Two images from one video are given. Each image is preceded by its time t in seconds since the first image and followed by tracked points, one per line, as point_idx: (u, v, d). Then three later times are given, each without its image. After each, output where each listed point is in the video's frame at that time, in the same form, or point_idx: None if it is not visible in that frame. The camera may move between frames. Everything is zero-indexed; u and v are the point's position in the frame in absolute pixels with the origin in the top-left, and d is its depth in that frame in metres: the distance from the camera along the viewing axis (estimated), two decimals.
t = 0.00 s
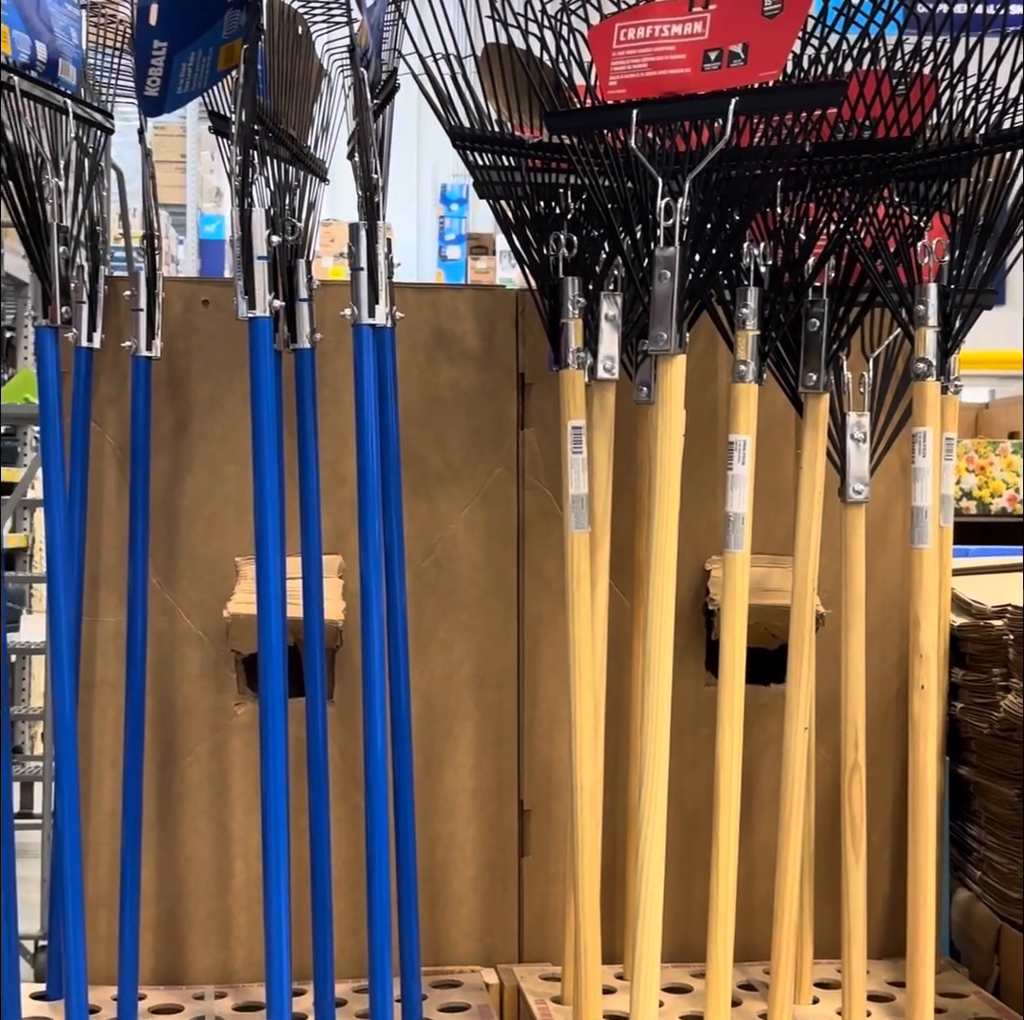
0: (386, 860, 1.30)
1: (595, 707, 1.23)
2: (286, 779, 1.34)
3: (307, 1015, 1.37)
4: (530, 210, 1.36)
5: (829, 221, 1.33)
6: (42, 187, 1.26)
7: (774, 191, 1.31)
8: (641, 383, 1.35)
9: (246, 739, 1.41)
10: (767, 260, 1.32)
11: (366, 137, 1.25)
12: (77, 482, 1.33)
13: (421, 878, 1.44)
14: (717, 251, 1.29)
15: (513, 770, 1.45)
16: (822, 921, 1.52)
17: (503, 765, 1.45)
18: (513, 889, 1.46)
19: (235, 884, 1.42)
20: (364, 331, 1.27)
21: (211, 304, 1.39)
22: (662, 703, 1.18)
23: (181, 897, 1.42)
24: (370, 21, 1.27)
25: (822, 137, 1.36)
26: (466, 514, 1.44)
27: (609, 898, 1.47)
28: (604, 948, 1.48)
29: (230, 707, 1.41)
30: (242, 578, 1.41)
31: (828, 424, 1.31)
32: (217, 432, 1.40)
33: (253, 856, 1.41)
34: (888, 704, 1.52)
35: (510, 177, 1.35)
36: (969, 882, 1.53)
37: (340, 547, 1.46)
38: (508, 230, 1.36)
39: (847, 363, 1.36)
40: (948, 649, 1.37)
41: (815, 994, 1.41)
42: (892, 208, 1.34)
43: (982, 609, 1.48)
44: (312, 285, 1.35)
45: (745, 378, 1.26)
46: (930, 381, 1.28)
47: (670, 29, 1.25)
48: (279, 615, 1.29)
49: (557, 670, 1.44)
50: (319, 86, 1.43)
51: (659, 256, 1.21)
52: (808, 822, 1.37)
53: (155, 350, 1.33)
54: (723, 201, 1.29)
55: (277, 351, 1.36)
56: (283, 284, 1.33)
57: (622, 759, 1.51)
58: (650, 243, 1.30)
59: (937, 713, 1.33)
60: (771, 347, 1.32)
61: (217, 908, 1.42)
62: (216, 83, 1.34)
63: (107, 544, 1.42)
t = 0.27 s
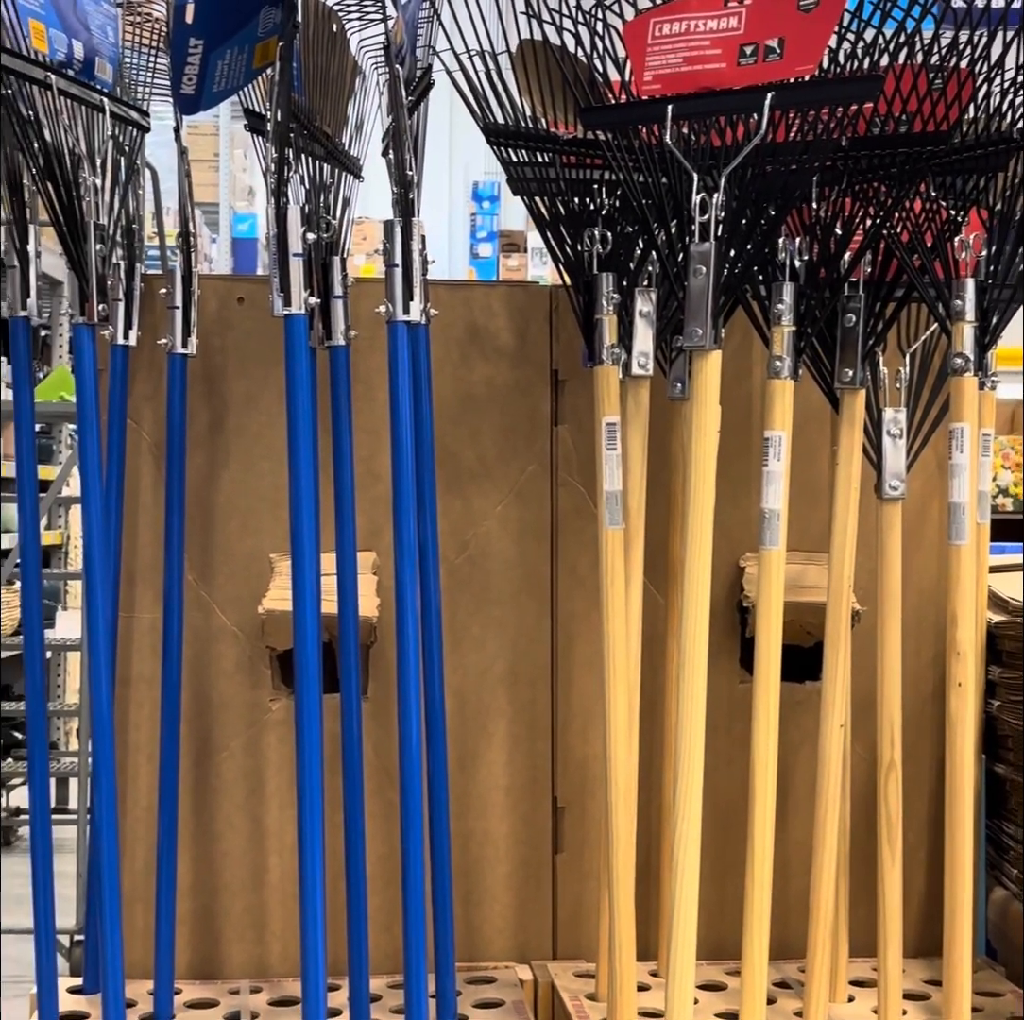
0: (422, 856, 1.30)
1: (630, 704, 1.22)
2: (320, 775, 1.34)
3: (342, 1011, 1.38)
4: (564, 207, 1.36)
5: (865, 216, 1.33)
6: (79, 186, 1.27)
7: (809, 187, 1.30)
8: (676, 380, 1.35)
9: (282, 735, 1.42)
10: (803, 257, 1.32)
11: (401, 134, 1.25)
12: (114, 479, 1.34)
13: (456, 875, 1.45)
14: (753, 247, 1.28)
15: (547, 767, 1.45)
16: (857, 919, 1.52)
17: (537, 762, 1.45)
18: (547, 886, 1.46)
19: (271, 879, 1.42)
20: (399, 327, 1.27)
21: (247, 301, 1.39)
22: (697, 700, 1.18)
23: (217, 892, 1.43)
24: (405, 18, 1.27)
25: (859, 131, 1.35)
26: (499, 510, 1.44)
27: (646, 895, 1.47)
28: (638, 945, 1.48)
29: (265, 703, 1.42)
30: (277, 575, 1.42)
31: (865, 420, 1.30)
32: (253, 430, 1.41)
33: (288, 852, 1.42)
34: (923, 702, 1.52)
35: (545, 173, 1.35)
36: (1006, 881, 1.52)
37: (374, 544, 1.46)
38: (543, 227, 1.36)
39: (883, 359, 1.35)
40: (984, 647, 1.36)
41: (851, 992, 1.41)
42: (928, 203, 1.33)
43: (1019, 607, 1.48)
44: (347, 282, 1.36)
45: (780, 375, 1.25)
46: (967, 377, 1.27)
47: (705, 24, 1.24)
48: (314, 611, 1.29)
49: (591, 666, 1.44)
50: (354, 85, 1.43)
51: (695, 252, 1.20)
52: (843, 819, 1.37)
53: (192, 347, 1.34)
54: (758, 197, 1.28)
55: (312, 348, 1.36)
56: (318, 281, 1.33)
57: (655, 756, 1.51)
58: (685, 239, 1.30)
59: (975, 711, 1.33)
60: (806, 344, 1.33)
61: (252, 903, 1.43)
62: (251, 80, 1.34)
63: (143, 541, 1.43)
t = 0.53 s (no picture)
0: (458, 850, 1.30)
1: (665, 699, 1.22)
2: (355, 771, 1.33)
3: (379, 1004, 1.38)
4: (600, 201, 1.36)
5: (903, 209, 1.32)
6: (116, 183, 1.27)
7: (847, 179, 1.29)
8: (711, 374, 1.35)
9: (318, 729, 1.42)
10: (841, 250, 1.32)
11: (437, 128, 1.25)
12: (151, 473, 1.35)
13: (492, 869, 1.45)
14: (790, 240, 1.28)
15: (582, 762, 1.45)
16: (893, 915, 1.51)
17: (572, 757, 1.45)
18: (582, 881, 1.46)
19: (307, 873, 1.43)
20: (435, 322, 1.27)
21: (283, 297, 1.40)
22: (734, 695, 1.18)
23: (253, 886, 1.43)
24: (440, 13, 1.27)
25: (897, 124, 1.35)
26: (534, 505, 1.44)
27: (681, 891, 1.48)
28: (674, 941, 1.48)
29: (301, 697, 1.42)
30: (313, 570, 1.42)
31: (902, 414, 1.29)
32: (288, 425, 1.41)
33: (324, 845, 1.42)
34: (961, 698, 1.51)
35: (581, 167, 1.35)
36: None
37: (409, 539, 1.47)
38: (580, 222, 1.36)
39: (921, 352, 1.34)
40: None
41: (888, 988, 1.40)
42: (968, 195, 1.32)
43: None
44: (381, 277, 1.35)
45: (817, 368, 1.24)
46: (1007, 370, 1.26)
47: (742, 17, 1.22)
48: (350, 606, 1.29)
49: (626, 662, 1.44)
50: (389, 81, 1.43)
51: (732, 244, 1.19)
52: (880, 815, 1.36)
53: (228, 342, 1.34)
54: (796, 190, 1.27)
55: (347, 344, 1.36)
56: (353, 276, 1.33)
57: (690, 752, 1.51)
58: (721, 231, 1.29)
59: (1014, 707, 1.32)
60: (843, 338, 1.32)
61: (289, 897, 1.43)
62: (286, 76, 1.34)
63: (180, 536, 1.44)
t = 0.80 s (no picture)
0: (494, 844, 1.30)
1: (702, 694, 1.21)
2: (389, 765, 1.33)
3: (415, 997, 1.39)
4: (636, 194, 1.35)
5: (941, 200, 1.31)
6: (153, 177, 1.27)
7: (885, 170, 1.28)
8: (747, 367, 1.35)
9: (353, 722, 1.43)
10: (879, 241, 1.30)
11: (471, 122, 1.24)
12: (187, 467, 1.35)
13: (527, 862, 1.45)
14: (828, 233, 1.27)
15: (616, 756, 1.46)
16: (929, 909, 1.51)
17: (606, 751, 1.45)
18: (617, 875, 1.46)
19: (342, 865, 1.43)
20: (470, 316, 1.26)
21: (317, 291, 1.40)
22: (771, 691, 1.17)
23: (289, 878, 1.44)
24: (476, 7, 1.26)
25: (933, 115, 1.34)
26: (568, 499, 1.44)
27: (715, 886, 1.48)
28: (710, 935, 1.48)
29: (336, 690, 1.43)
30: (348, 564, 1.42)
31: (941, 407, 1.28)
32: (323, 419, 1.42)
33: (359, 838, 1.43)
34: (997, 693, 1.50)
35: (617, 160, 1.35)
36: None
37: (444, 532, 1.47)
38: (615, 216, 1.36)
39: (959, 344, 1.33)
40: None
41: (924, 983, 1.40)
42: (1006, 186, 1.31)
43: None
44: (416, 271, 1.35)
45: (855, 361, 1.23)
46: None
47: (778, 7, 1.21)
48: (385, 599, 1.29)
49: (660, 655, 1.44)
50: (422, 74, 1.43)
51: (769, 237, 1.18)
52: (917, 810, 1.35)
53: (263, 336, 1.34)
54: (833, 182, 1.26)
55: (382, 338, 1.35)
56: (388, 270, 1.33)
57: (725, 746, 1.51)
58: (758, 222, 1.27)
59: None
60: (881, 329, 1.31)
61: (324, 889, 1.44)
62: (322, 69, 1.35)
63: (216, 529, 1.44)
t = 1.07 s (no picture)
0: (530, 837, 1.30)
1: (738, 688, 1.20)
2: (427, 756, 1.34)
3: (451, 989, 1.39)
4: (673, 185, 1.35)
5: (981, 191, 1.30)
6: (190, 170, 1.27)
7: (924, 160, 1.27)
8: (785, 359, 1.35)
9: (389, 714, 1.43)
10: (918, 231, 1.29)
11: (509, 114, 1.23)
12: (224, 460, 1.35)
13: (563, 856, 1.46)
14: (866, 224, 1.26)
15: (652, 749, 1.46)
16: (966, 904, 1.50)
17: (642, 744, 1.45)
18: (653, 869, 1.46)
19: (378, 857, 1.44)
20: (507, 308, 1.26)
21: (353, 284, 1.40)
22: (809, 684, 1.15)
23: (325, 870, 1.44)
24: None
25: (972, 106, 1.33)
26: (604, 491, 1.44)
27: (753, 878, 1.48)
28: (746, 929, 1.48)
29: (373, 682, 1.43)
30: (384, 557, 1.42)
31: (980, 398, 1.28)
32: (359, 412, 1.42)
33: (395, 830, 1.43)
34: None
35: (653, 151, 1.34)
36: None
37: (479, 525, 1.47)
38: (652, 208, 1.36)
39: (999, 335, 1.33)
40: None
41: (961, 978, 1.40)
42: None
43: None
44: (451, 264, 1.35)
45: (893, 351, 1.22)
46: None
47: None
48: (419, 592, 1.28)
49: (696, 649, 1.44)
50: (458, 67, 1.43)
51: (807, 227, 1.17)
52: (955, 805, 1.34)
53: (300, 328, 1.34)
54: (871, 172, 1.25)
55: (418, 330, 1.36)
56: (424, 263, 1.32)
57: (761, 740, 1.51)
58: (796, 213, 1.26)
59: None
60: (920, 320, 1.30)
61: (361, 881, 1.45)
62: (359, 62, 1.35)
63: (252, 522, 1.45)
